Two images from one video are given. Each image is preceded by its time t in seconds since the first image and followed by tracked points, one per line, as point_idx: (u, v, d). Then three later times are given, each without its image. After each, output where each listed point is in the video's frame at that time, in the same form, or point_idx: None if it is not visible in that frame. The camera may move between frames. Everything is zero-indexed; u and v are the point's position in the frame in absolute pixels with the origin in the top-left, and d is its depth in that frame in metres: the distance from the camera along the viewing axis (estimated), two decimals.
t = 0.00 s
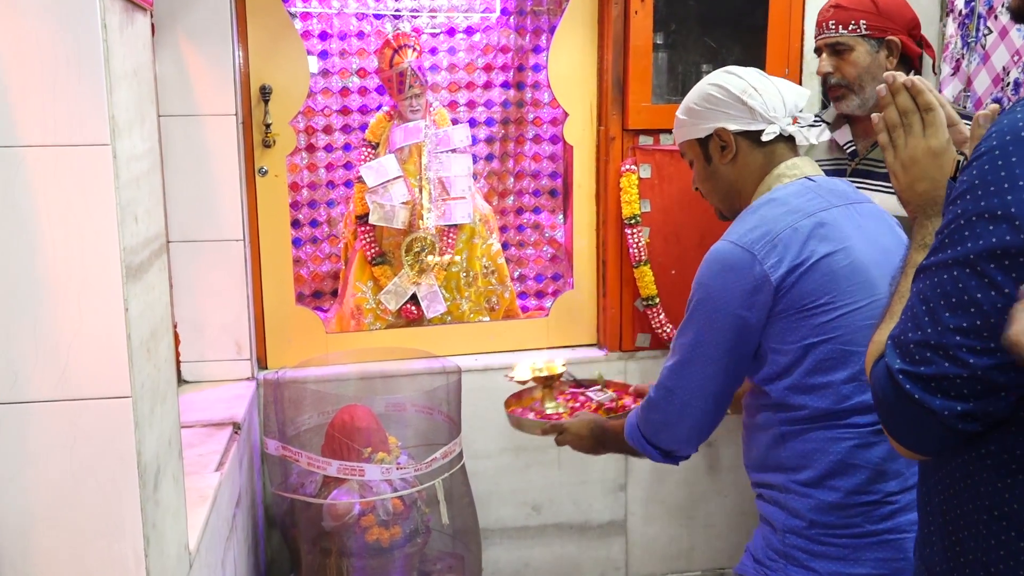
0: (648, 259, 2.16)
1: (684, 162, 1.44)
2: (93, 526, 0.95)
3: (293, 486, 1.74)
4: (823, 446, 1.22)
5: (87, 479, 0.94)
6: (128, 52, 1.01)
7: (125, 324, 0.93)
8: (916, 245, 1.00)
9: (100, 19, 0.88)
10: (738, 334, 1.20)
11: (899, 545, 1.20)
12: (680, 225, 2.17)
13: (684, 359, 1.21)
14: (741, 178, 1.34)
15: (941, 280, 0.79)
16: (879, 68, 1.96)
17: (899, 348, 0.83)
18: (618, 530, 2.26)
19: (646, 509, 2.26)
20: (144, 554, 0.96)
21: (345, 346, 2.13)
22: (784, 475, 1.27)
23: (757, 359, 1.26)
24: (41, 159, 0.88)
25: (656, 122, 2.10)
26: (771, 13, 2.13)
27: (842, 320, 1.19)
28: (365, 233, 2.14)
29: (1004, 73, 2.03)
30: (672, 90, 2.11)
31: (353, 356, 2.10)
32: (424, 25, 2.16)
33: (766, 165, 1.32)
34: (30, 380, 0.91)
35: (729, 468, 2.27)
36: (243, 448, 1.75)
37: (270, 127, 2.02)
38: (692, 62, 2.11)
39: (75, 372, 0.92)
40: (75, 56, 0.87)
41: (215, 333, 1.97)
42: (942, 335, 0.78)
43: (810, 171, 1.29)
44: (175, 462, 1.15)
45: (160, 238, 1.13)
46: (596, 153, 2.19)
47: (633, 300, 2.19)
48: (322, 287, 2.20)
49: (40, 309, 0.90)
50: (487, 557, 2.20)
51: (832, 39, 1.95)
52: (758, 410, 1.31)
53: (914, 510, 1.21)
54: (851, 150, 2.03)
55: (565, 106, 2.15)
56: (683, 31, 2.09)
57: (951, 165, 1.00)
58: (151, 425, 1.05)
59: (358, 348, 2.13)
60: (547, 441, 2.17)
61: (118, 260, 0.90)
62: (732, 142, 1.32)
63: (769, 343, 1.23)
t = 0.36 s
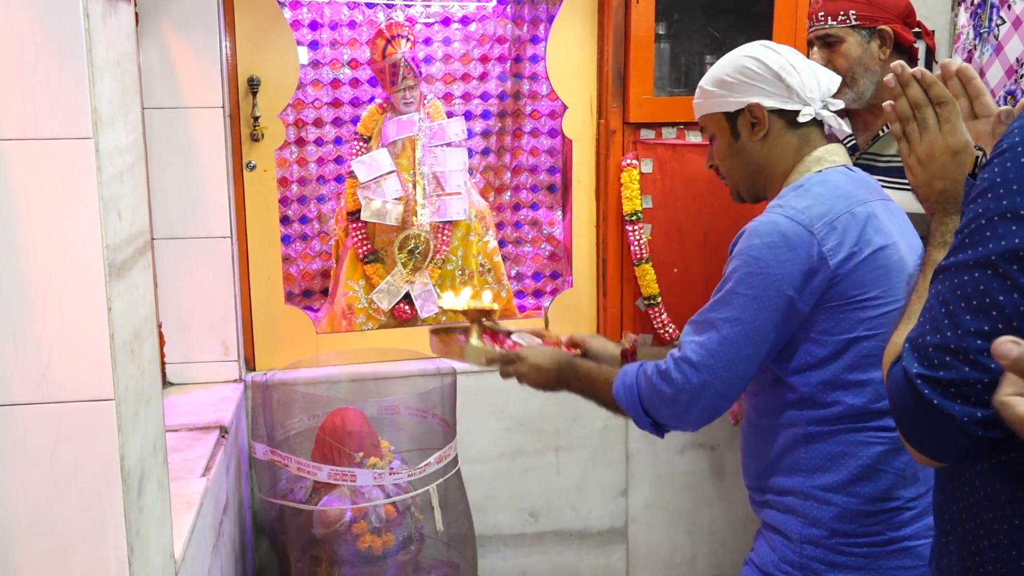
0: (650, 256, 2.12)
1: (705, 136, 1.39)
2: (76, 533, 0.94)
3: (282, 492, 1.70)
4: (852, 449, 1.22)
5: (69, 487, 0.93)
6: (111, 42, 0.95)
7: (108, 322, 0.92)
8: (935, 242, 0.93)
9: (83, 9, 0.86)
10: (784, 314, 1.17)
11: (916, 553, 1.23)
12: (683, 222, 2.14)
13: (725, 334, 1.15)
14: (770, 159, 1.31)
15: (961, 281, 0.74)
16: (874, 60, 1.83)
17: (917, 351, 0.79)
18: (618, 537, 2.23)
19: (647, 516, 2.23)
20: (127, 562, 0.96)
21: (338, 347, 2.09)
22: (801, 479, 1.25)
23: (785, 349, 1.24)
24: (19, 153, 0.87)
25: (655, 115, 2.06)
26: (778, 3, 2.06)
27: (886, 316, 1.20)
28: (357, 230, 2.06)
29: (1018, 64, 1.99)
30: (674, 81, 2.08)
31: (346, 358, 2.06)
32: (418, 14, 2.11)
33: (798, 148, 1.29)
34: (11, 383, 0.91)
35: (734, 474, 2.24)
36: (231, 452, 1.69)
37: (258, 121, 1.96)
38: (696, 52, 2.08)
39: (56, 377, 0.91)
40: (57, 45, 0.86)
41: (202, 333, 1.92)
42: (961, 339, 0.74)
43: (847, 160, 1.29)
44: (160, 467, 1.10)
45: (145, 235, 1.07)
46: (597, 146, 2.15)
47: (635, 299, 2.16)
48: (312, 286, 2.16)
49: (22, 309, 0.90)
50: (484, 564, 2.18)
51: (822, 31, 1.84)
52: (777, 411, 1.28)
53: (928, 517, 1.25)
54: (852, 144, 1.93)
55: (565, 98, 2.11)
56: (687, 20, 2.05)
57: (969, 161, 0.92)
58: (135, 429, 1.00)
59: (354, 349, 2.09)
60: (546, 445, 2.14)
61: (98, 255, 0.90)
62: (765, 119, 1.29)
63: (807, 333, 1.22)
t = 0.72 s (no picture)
0: (649, 257, 2.11)
1: (726, 116, 1.37)
2: (59, 540, 0.91)
3: (271, 499, 1.65)
4: (841, 455, 1.22)
5: (51, 491, 0.90)
6: (97, 36, 0.91)
7: (94, 324, 0.89)
8: (944, 245, 0.89)
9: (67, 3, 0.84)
10: (773, 314, 1.18)
11: (907, 559, 1.22)
12: (682, 223, 2.12)
13: (709, 322, 1.17)
14: (790, 147, 1.29)
15: (972, 285, 0.70)
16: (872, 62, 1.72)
17: (927, 357, 0.74)
18: (617, 545, 2.20)
19: (646, 524, 2.21)
20: (112, 570, 0.93)
21: (327, 350, 2.04)
22: (792, 483, 1.27)
23: (783, 347, 1.24)
24: None
25: (654, 111, 2.05)
26: None
27: (883, 326, 1.19)
28: (347, 230, 2.05)
29: None
30: (674, 77, 2.07)
31: (336, 360, 2.02)
32: (411, 8, 2.06)
33: (821, 139, 1.28)
34: None
35: (735, 480, 2.22)
36: (219, 458, 1.65)
37: (247, 117, 1.92)
38: (696, 48, 2.07)
39: (39, 378, 0.89)
40: (38, 37, 0.83)
41: (189, 336, 1.88)
42: (973, 344, 0.69)
43: (869, 155, 1.27)
44: (146, 474, 1.05)
45: (132, 235, 1.03)
46: (594, 146, 2.12)
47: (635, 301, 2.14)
48: (302, 287, 2.09)
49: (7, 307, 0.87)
50: (479, 572, 2.15)
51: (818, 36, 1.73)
52: (771, 411, 1.30)
53: (922, 522, 1.23)
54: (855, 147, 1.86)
55: (561, 96, 2.09)
56: (686, 15, 2.04)
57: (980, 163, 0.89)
58: (121, 435, 0.96)
59: (344, 352, 2.05)
60: (541, 450, 2.11)
61: (82, 254, 0.87)
62: (788, 106, 1.27)
63: (805, 333, 1.22)
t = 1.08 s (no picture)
0: (643, 258, 2.12)
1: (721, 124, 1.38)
2: (51, 542, 0.91)
3: (264, 501, 1.65)
4: (813, 457, 1.22)
5: (42, 493, 0.90)
6: (88, 36, 0.91)
7: (86, 326, 0.89)
8: (941, 245, 0.90)
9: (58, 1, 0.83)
10: (735, 329, 1.19)
11: (886, 562, 1.20)
12: (677, 223, 2.13)
13: (681, 341, 1.21)
14: (774, 153, 1.29)
15: (969, 287, 0.70)
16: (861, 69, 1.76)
17: (924, 360, 0.74)
18: (612, 547, 2.20)
19: (641, 525, 2.21)
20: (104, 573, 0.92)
21: (319, 351, 2.03)
22: (775, 483, 1.29)
23: (759, 355, 1.26)
24: None
25: (650, 112, 2.04)
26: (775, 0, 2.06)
27: (846, 334, 1.18)
28: (341, 232, 2.06)
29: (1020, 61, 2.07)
30: (667, 78, 2.07)
31: (328, 361, 2.00)
32: (404, 8, 2.06)
33: (803, 143, 1.26)
34: None
35: (730, 481, 2.21)
36: (211, 460, 1.64)
37: (240, 118, 1.91)
38: (690, 49, 2.07)
39: (30, 379, 0.88)
40: (31, 36, 0.83)
41: (182, 337, 1.87)
42: (971, 347, 0.69)
43: (856, 158, 1.25)
44: (138, 476, 1.04)
45: (123, 236, 1.02)
46: (588, 146, 2.11)
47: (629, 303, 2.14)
48: (295, 288, 2.06)
49: None
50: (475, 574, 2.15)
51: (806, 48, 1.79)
52: (756, 413, 1.32)
53: (905, 526, 1.20)
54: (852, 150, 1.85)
55: (555, 96, 2.08)
56: (681, 16, 2.04)
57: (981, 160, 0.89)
58: (113, 437, 0.95)
59: (331, 354, 2.03)
60: (536, 452, 2.11)
61: (75, 257, 0.86)
62: (768, 113, 1.27)
63: (772, 342, 1.23)
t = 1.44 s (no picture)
0: (642, 260, 2.11)
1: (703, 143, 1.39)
2: (50, 542, 0.91)
3: (263, 503, 1.65)
4: (817, 460, 1.21)
5: (42, 493, 0.90)
6: (87, 38, 0.91)
7: (86, 326, 0.89)
8: (943, 250, 0.90)
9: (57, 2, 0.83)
10: (734, 339, 1.20)
11: (895, 566, 1.18)
12: (676, 224, 2.13)
13: (682, 361, 1.22)
14: (757, 166, 1.29)
15: (976, 291, 0.70)
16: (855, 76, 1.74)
17: (931, 365, 0.74)
18: (610, 548, 2.20)
19: (639, 526, 2.21)
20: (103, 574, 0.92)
21: (318, 353, 2.04)
22: (780, 489, 1.27)
23: (758, 364, 1.26)
24: None
25: (648, 114, 2.05)
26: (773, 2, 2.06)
27: (843, 331, 1.17)
28: (341, 233, 2.05)
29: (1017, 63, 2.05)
30: (666, 79, 2.07)
31: (328, 363, 2.02)
32: (403, 10, 2.05)
33: (784, 155, 1.27)
34: None
35: (728, 483, 2.21)
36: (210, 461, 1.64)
37: (239, 119, 1.91)
38: (689, 50, 2.07)
39: (30, 381, 0.88)
40: (31, 37, 0.83)
41: (181, 339, 1.87)
42: (979, 351, 0.69)
43: (838, 162, 1.27)
44: (138, 477, 1.05)
45: (123, 238, 1.02)
46: (586, 147, 2.13)
47: (627, 304, 2.14)
48: (294, 290, 2.08)
49: None
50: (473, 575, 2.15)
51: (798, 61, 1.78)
52: (759, 419, 1.31)
53: (914, 530, 1.18)
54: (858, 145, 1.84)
55: (554, 97, 2.09)
56: (679, 17, 2.05)
57: (981, 164, 0.89)
58: (112, 438, 0.95)
59: (333, 355, 2.05)
60: (535, 454, 2.11)
61: (74, 258, 0.86)
62: (749, 128, 1.27)
63: (769, 350, 1.23)
